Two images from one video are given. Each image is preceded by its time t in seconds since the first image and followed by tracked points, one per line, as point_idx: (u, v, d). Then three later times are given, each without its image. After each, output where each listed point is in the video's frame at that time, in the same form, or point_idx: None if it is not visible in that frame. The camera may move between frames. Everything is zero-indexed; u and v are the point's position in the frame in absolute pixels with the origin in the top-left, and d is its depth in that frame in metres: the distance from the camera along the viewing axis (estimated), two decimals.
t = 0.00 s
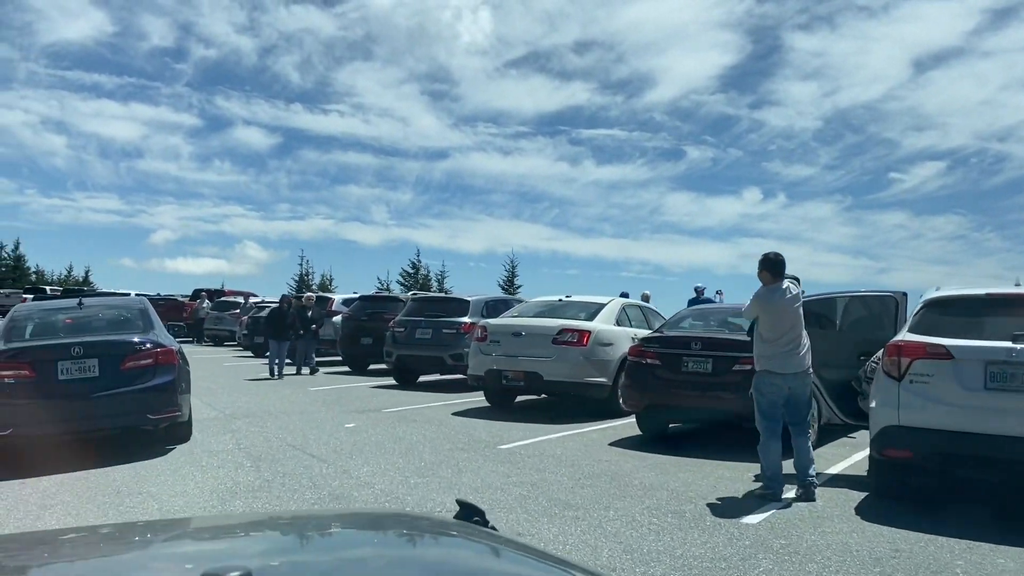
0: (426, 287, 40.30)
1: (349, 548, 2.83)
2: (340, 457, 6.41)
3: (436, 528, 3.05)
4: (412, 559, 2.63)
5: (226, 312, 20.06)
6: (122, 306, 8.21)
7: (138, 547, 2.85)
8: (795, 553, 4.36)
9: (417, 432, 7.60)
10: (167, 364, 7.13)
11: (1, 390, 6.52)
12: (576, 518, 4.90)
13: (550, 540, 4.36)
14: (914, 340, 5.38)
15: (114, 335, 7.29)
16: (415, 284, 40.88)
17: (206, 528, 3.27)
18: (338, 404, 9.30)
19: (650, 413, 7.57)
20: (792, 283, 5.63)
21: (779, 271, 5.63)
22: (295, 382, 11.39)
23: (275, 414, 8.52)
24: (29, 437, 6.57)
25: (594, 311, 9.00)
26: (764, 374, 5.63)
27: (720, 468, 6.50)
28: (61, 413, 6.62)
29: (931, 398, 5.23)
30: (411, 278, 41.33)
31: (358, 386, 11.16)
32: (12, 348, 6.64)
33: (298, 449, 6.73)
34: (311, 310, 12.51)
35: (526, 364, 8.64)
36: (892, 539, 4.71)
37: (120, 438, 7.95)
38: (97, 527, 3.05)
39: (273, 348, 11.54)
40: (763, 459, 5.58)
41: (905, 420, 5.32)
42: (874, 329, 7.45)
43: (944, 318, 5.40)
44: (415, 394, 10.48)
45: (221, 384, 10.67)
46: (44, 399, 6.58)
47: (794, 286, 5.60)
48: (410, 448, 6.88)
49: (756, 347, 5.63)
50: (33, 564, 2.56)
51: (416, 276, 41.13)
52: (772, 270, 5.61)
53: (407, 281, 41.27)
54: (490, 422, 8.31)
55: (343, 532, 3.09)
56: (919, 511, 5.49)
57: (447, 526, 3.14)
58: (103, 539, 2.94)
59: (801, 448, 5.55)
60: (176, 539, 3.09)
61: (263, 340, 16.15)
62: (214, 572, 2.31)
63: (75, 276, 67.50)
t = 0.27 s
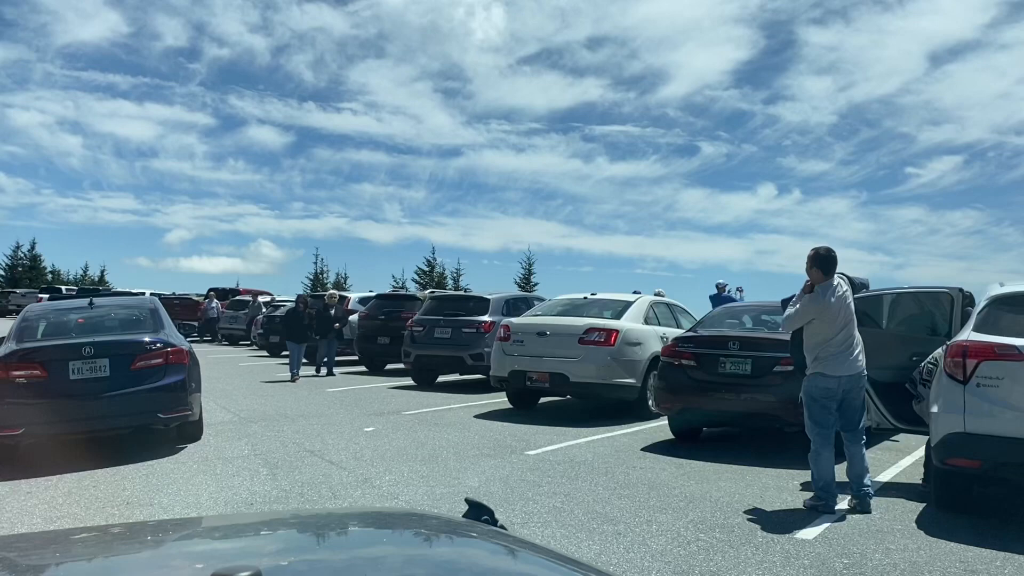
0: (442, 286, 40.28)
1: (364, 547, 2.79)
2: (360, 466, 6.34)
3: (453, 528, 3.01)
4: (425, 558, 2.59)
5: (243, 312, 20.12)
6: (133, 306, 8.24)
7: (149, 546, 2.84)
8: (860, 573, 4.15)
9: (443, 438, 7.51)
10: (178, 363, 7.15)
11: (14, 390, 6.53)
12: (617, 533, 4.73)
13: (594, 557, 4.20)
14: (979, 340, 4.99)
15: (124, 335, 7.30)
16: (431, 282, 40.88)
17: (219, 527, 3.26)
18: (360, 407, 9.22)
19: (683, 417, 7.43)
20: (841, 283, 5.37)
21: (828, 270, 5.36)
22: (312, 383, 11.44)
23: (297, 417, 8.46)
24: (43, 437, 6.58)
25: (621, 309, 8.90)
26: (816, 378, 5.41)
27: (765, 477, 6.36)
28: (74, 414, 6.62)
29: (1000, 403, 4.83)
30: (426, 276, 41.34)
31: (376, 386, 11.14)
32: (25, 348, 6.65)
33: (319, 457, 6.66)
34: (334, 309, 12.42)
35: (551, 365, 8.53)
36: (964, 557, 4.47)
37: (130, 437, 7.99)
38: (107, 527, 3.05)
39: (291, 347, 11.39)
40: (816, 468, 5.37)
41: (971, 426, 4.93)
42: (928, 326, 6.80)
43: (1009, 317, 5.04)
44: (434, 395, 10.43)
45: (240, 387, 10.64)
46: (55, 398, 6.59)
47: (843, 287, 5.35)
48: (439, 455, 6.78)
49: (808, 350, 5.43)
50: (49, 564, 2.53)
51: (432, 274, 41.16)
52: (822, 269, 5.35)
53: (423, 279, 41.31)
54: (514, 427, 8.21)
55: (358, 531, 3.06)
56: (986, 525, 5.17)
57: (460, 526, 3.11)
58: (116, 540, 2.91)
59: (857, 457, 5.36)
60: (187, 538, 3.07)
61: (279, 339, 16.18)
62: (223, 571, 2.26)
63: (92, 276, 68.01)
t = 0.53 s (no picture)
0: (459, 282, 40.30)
1: (379, 544, 2.80)
2: (384, 476, 6.20)
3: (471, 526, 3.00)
4: (440, 556, 2.58)
5: (263, 310, 20.22)
6: (148, 305, 8.30)
7: (169, 544, 2.87)
8: None
9: (473, 444, 7.39)
10: (192, 362, 7.19)
11: (31, 389, 6.59)
12: (668, 550, 4.53)
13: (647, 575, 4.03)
14: None
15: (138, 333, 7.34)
16: (448, 279, 40.91)
17: (234, 525, 3.30)
18: (385, 410, 9.13)
19: (725, 418, 7.27)
20: (905, 275, 5.19)
21: (890, 261, 5.18)
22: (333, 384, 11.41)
23: (322, 421, 8.39)
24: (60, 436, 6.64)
25: (654, 306, 8.83)
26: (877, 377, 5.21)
27: (818, 486, 6.16)
28: (90, 412, 6.68)
29: None
30: (444, 273, 41.38)
31: (397, 386, 11.15)
32: (41, 347, 6.70)
33: (344, 466, 6.54)
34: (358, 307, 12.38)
35: (580, 366, 8.41)
36: None
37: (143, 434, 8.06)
38: (120, 525, 3.08)
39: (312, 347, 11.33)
40: (879, 479, 5.14)
41: None
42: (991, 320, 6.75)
43: None
44: (456, 395, 10.42)
45: (262, 388, 10.59)
46: (71, 397, 6.64)
47: (907, 278, 5.16)
48: (471, 464, 6.65)
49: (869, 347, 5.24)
50: (70, 561, 2.56)
51: (450, 271, 41.21)
52: (885, 260, 5.17)
53: (440, 275, 41.39)
54: (546, 431, 8.07)
55: (380, 529, 3.05)
56: None
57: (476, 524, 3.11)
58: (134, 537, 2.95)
59: (922, 468, 5.14)
60: (205, 536, 3.09)
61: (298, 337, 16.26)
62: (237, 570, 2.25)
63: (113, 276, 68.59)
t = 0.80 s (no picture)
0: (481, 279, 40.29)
1: (397, 542, 2.80)
2: (419, 485, 6.01)
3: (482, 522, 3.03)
4: (460, 555, 2.57)
5: (285, 308, 20.32)
6: (166, 304, 8.36)
7: (188, 542, 2.90)
8: None
9: (508, 452, 7.15)
10: (210, 362, 7.23)
11: (51, 388, 6.65)
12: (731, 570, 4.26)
13: None
14: None
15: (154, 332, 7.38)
16: (469, 276, 40.91)
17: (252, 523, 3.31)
18: (414, 415, 8.93)
19: (774, 422, 7.00)
20: (986, 268, 4.84)
21: (972, 252, 4.83)
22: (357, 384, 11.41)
23: (352, 426, 8.22)
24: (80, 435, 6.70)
25: (693, 302, 8.66)
26: (952, 378, 4.87)
27: (879, 495, 5.89)
28: (108, 412, 6.73)
29: None
30: (466, 270, 41.39)
31: (422, 386, 11.14)
32: (61, 347, 6.76)
33: (378, 476, 6.33)
34: (385, 306, 12.37)
35: (615, 366, 8.28)
36: None
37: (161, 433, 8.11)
38: (133, 524, 3.10)
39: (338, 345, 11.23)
40: (957, 493, 4.80)
41: None
42: None
43: None
44: (481, 396, 10.40)
45: (287, 391, 10.44)
46: (89, 397, 6.69)
47: (989, 271, 4.81)
48: (509, 475, 6.39)
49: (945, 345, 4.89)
50: (96, 559, 2.58)
51: (471, 268, 41.22)
52: (964, 250, 4.83)
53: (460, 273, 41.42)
54: (583, 436, 7.90)
55: (403, 527, 3.04)
56: None
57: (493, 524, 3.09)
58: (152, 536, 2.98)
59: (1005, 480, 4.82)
60: (225, 534, 3.11)
61: (319, 335, 16.34)
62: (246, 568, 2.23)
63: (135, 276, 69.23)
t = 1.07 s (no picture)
0: (502, 276, 40.29)
1: (416, 540, 2.81)
2: (453, 496, 5.70)
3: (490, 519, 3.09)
4: (483, 554, 2.58)
5: (308, 307, 20.43)
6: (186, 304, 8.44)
7: (214, 540, 2.95)
8: None
9: (546, 460, 6.82)
10: (230, 361, 7.29)
11: (73, 388, 6.73)
12: None
13: None
14: None
15: (175, 331, 7.46)
16: (491, 274, 40.92)
17: (273, 522, 3.33)
18: (445, 420, 8.64)
19: (829, 426, 6.59)
20: None
21: None
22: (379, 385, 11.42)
23: (381, 433, 7.95)
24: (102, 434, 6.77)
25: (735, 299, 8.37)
26: None
27: (949, 504, 5.56)
28: (130, 411, 6.80)
29: None
30: (487, 267, 41.41)
31: (448, 387, 11.13)
32: (82, 346, 6.83)
33: (410, 486, 6.03)
34: (414, 304, 12.42)
35: (654, 366, 8.00)
36: None
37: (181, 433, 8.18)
38: (147, 524, 3.13)
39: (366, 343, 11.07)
40: None
41: None
42: None
43: None
44: (506, 397, 10.37)
45: (313, 396, 10.20)
46: (110, 396, 6.77)
47: None
48: (550, 485, 6.04)
49: None
50: (121, 556, 2.61)
51: (493, 266, 41.31)
52: None
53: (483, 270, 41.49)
54: (622, 440, 7.61)
55: (430, 525, 3.04)
56: None
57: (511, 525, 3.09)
58: (170, 536, 3.01)
59: None
60: (247, 532, 3.18)
61: (342, 335, 16.42)
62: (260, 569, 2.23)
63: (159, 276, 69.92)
